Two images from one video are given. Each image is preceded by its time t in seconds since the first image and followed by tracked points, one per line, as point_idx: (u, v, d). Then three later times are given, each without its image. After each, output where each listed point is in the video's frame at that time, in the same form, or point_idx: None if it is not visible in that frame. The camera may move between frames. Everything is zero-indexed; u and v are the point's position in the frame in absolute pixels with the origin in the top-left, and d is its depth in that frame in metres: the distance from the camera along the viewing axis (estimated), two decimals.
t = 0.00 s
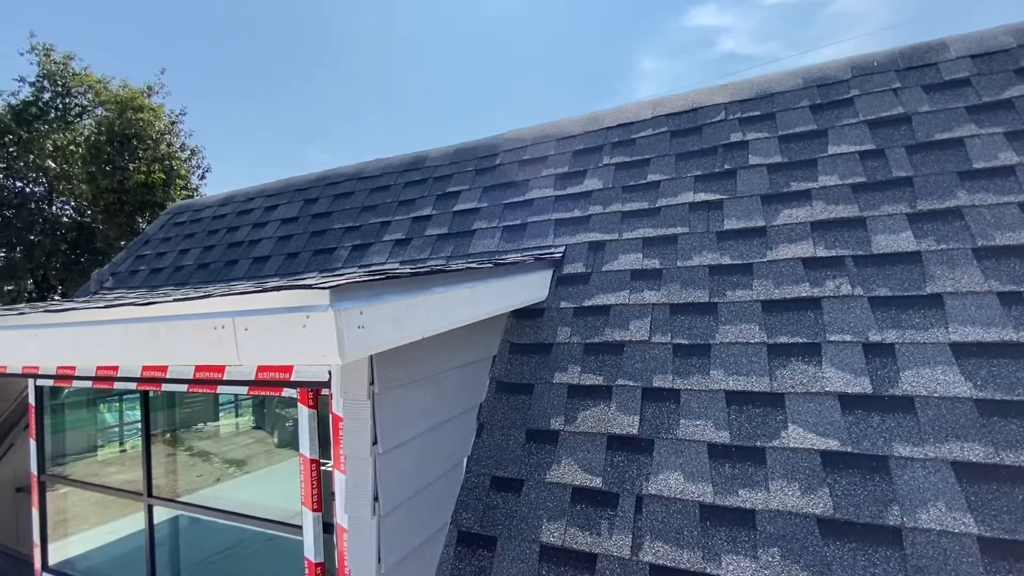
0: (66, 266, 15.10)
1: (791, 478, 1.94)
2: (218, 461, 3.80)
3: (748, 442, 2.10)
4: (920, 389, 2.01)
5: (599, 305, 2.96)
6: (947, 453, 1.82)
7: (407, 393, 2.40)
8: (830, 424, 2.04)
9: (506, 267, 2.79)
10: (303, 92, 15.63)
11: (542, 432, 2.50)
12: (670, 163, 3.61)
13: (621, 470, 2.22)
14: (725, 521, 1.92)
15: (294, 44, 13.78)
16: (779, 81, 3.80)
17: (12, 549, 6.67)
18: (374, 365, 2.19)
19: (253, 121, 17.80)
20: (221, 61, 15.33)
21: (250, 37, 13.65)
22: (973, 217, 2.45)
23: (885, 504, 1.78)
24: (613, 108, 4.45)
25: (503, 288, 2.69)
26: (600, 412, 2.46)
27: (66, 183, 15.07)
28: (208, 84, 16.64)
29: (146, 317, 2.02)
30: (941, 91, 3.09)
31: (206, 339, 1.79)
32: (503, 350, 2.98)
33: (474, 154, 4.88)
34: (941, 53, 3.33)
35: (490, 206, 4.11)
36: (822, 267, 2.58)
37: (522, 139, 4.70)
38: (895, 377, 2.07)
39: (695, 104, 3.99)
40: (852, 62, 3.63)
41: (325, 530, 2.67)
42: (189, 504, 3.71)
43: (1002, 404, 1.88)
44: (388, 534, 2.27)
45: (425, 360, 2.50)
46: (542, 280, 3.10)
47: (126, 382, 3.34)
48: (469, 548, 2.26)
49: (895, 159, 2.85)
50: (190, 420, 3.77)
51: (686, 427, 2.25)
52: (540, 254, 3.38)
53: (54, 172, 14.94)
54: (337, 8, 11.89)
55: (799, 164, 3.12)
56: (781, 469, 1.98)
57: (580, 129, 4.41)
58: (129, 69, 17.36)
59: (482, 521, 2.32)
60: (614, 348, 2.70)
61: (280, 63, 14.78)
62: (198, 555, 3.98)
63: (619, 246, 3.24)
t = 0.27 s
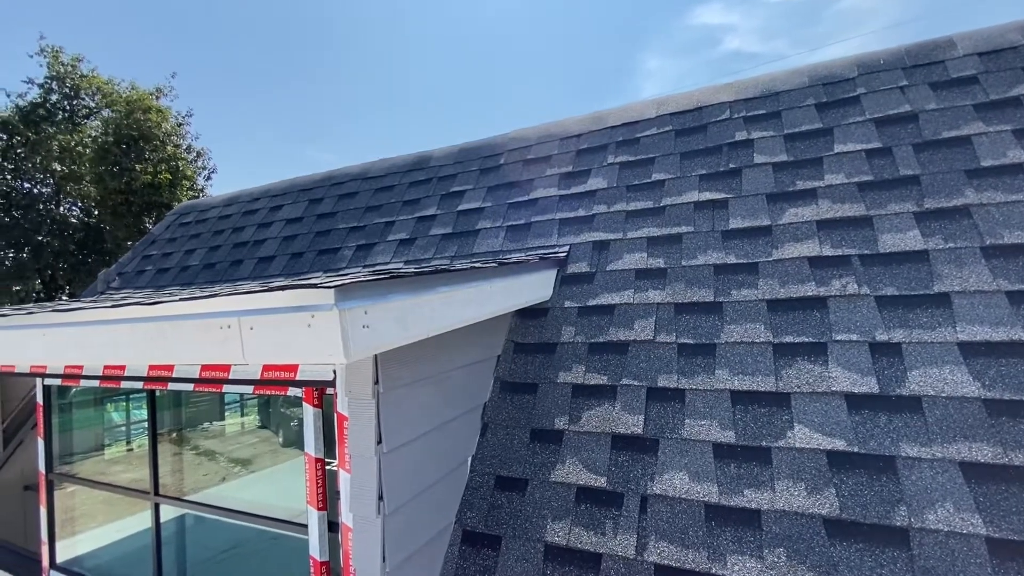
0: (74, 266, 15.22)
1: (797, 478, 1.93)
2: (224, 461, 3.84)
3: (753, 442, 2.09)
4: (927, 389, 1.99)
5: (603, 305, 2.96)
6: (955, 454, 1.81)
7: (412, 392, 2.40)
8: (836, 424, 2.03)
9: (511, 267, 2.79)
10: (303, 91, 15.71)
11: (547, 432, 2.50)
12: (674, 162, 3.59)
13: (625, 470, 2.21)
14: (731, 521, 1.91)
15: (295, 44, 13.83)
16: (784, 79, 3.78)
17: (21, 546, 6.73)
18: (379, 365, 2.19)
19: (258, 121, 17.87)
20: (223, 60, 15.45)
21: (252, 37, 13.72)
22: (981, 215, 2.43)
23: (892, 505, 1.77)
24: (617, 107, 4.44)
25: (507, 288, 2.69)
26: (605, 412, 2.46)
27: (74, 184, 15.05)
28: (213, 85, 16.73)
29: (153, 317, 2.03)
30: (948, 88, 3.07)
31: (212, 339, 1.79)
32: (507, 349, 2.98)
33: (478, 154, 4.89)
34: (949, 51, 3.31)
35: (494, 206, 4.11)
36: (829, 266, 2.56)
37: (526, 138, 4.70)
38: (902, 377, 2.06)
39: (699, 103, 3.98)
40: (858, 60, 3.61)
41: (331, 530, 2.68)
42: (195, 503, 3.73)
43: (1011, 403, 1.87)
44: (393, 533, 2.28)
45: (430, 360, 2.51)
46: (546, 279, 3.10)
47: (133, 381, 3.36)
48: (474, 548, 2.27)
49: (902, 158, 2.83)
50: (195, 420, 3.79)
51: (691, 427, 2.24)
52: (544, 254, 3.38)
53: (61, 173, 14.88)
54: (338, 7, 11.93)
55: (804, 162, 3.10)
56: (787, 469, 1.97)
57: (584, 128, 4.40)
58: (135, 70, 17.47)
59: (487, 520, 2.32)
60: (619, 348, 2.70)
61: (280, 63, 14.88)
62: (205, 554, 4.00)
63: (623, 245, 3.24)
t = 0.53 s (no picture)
0: (80, 266, 15.31)
1: (802, 478, 1.93)
2: (229, 460, 3.85)
3: (757, 441, 2.08)
4: (934, 389, 1.98)
5: (607, 304, 2.95)
6: (961, 454, 1.80)
7: (416, 391, 2.41)
8: (841, 424, 2.02)
9: (514, 267, 2.79)
10: (303, 92, 15.77)
11: (550, 431, 2.50)
12: (678, 161, 3.59)
13: (629, 469, 2.21)
14: (735, 521, 1.91)
15: (297, 45, 13.87)
16: (789, 78, 3.77)
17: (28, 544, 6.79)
18: (383, 364, 2.20)
19: (263, 122, 17.94)
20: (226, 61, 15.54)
21: (255, 38, 13.78)
22: (988, 214, 2.41)
23: (899, 505, 1.76)
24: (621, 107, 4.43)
25: (511, 288, 2.69)
26: (608, 412, 2.45)
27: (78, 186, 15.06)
28: (218, 85, 16.81)
29: (158, 315, 2.04)
30: (955, 86, 3.05)
31: (217, 338, 1.80)
32: (511, 349, 2.97)
33: (482, 153, 4.89)
34: (956, 48, 3.29)
35: (498, 206, 4.11)
36: (834, 265, 2.55)
37: (530, 137, 4.70)
38: (908, 376, 2.05)
39: (703, 102, 3.96)
40: (864, 58, 3.59)
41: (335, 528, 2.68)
42: (200, 502, 3.74)
43: (1018, 403, 1.85)
44: (397, 531, 2.28)
45: (434, 359, 2.51)
46: (549, 279, 3.10)
47: (139, 380, 3.38)
48: (478, 547, 2.27)
49: (908, 156, 2.82)
50: (201, 419, 3.81)
51: (695, 426, 2.23)
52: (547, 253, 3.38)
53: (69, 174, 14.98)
54: (340, 7, 11.96)
55: (809, 161, 3.09)
56: (792, 469, 1.96)
57: (588, 127, 4.40)
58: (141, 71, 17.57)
59: (491, 520, 2.32)
60: (623, 347, 2.69)
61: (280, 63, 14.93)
62: (210, 553, 4.02)
63: (627, 245, 3.23)
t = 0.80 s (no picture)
0: (86, 266, 15.40)
1: (806, 478, 1.92)
2: (234, 459, 3.86)
3: (762, 441, 2.08)
4: (940, 389, 1.97)
5: (610, 304, 2.95)
6: (967, 454, 1.79)
7: (420, 391, 2.41)
8: (846, 423, 2.01)
9: (518, 267, 2.80)
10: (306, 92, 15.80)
11: (554, 431, 2.50)
12: (682, 160, 3.58)
13: (633, 469, 2.20)
14: (740, 521, 1.90)
15: (299, 45, 13.91)
16: (793, 76, 3.76)
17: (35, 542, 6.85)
18: (387, 363, 2.21)
19: (266, 122, 18.00)
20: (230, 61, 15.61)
21: (259, 38, 13.82)
22: (994, 212, 2.40)
23: (904, 505, 1.75)
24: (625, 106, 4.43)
25: (515, 287, 2.69)
26: (612, 411, 2.45)
27: (87, 187, 15.36)
28: (222, 86, 16.89)
29: (164, 315, 2.05)
30: (961, 84, 3.03)
31: (221, 338, 1.81)
32: (514, 348, 2.97)
33: (485, 153, 4.89)
34: (961, 46, 3.27)
35: (501, 206, 4.11)
36: (839, 264, 2.54)
37: (533, 137, 4.70)
38: (913, 376, 2.04)
39: (707, 101, 3.96)
40: (869, 56, 3.58)
41: (340, 527, 2.69)
42: (205, 501, 3.76)
43: None
44: (401, 530, 2.29)
45: (438, 359, 2.52)
46: (553, 278, 3.10)
47: (144, 380, 3.40)
48: (482, 546, 2.27)
49: (913, 154, 2.80)
50: (205, 419, 3.82)
51: (699, 426, 2.23)
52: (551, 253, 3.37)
53: (75, 174, 15.08)
54: (343, 8, 11.98)
55: (814, 160, 3.08)
56: (797, 469, 1.95)
57: (591, 127, 4.40)
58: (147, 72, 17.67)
59: (494, 519, 2.32)
60: (626, 347, 2.69)
61: (280, 63, 14.98)
62: (215, 551, 4.04)
63: (630, 244, 3.23)
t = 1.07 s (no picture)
0: (92, 266, 15.51)
1: (811, 478, 1.91)
2: (237, 459, 3.88)
3: (766, 441, 2.07)
4: (945, 388, 1.96)
5: (613, 304, 2.95)
6: (973, 454, 1.78)
7: (423, 391, 2.42)
8: (851, 423, 2.00)
9: (521, 266, 2.80)
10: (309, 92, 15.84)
11: (557, 431, 2.50)
12: (685, 160, 3.57)
13: (637, 469, 2.20)
14: (743, 521, 1.90)
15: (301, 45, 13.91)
16: (797, 75, 3.74)
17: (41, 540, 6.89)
18: (390, 363, 2.21)
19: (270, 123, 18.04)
20: (233, 62, 15.65)
21: (263, 39, 13.86)
22: (1000, 211, 2.39)
23: (909, 505, 1.74)
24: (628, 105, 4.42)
25: (518, 287, 2.69)
26: (615, 411, 2.45)
27: (92, 187, 15.41)
28: (226, 87, 16.94)
29: (168, 315, 2.05)
30: (966, 82, 3.02)
31: (226, 337, 1.81)
32: (517, 348, 2.97)
33: (488, 153, 4.89)
34: (966, 44, 3.25)
35: (504, 205, 4.11)
36: (843, 264, 2.53)
37: (536, 137, 4.70)
38: (918, 375, 2.03)
39: (710, 100, 3.95)
40: (873, 54, 3.56)
41: (343, 527, 2.70)
42: (209, 500, 3.77)
43: None
44: (405, 530, 2.29)
45: (441, 358, 2.52)
46: (556, 277, 3.10)
47: (149, 379, 3.41)
48: (485, 546, 2.27)
49: (918, 153, 2.79)
50: (209, 418, 3.84)
51: (702, 426, 2.22)
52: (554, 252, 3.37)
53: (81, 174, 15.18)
54: (346, 8, 12.01)
55: (818, 159, 3.07)
56: (801, 469, 1.95)
57: (594, 126, 4.39)
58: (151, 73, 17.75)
59: (497, 519, 2.32)
60: (629, 346, 2.69)
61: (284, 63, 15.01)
62: (219, 551, 4.06)
63: (633, 244, 3.22)
